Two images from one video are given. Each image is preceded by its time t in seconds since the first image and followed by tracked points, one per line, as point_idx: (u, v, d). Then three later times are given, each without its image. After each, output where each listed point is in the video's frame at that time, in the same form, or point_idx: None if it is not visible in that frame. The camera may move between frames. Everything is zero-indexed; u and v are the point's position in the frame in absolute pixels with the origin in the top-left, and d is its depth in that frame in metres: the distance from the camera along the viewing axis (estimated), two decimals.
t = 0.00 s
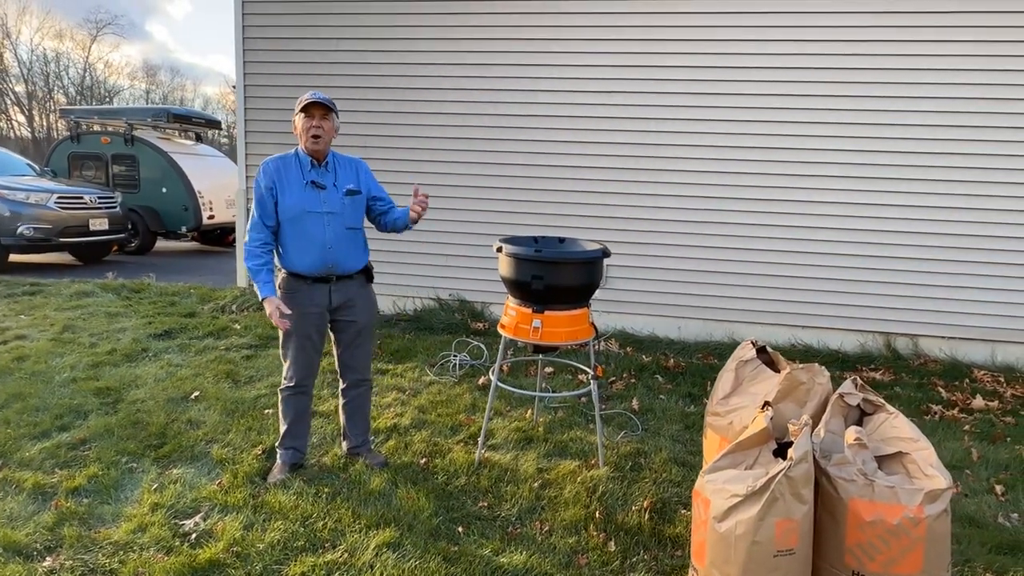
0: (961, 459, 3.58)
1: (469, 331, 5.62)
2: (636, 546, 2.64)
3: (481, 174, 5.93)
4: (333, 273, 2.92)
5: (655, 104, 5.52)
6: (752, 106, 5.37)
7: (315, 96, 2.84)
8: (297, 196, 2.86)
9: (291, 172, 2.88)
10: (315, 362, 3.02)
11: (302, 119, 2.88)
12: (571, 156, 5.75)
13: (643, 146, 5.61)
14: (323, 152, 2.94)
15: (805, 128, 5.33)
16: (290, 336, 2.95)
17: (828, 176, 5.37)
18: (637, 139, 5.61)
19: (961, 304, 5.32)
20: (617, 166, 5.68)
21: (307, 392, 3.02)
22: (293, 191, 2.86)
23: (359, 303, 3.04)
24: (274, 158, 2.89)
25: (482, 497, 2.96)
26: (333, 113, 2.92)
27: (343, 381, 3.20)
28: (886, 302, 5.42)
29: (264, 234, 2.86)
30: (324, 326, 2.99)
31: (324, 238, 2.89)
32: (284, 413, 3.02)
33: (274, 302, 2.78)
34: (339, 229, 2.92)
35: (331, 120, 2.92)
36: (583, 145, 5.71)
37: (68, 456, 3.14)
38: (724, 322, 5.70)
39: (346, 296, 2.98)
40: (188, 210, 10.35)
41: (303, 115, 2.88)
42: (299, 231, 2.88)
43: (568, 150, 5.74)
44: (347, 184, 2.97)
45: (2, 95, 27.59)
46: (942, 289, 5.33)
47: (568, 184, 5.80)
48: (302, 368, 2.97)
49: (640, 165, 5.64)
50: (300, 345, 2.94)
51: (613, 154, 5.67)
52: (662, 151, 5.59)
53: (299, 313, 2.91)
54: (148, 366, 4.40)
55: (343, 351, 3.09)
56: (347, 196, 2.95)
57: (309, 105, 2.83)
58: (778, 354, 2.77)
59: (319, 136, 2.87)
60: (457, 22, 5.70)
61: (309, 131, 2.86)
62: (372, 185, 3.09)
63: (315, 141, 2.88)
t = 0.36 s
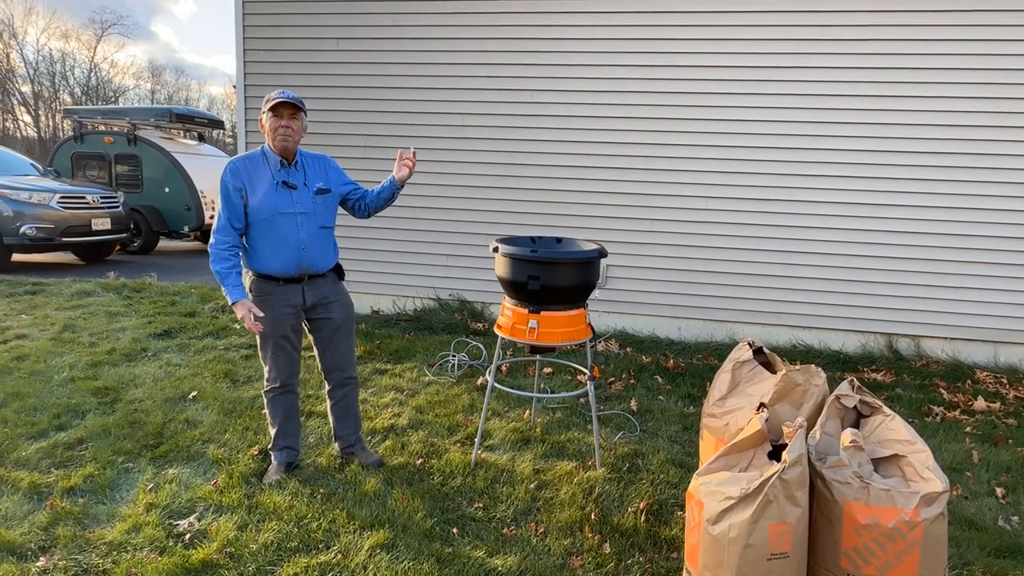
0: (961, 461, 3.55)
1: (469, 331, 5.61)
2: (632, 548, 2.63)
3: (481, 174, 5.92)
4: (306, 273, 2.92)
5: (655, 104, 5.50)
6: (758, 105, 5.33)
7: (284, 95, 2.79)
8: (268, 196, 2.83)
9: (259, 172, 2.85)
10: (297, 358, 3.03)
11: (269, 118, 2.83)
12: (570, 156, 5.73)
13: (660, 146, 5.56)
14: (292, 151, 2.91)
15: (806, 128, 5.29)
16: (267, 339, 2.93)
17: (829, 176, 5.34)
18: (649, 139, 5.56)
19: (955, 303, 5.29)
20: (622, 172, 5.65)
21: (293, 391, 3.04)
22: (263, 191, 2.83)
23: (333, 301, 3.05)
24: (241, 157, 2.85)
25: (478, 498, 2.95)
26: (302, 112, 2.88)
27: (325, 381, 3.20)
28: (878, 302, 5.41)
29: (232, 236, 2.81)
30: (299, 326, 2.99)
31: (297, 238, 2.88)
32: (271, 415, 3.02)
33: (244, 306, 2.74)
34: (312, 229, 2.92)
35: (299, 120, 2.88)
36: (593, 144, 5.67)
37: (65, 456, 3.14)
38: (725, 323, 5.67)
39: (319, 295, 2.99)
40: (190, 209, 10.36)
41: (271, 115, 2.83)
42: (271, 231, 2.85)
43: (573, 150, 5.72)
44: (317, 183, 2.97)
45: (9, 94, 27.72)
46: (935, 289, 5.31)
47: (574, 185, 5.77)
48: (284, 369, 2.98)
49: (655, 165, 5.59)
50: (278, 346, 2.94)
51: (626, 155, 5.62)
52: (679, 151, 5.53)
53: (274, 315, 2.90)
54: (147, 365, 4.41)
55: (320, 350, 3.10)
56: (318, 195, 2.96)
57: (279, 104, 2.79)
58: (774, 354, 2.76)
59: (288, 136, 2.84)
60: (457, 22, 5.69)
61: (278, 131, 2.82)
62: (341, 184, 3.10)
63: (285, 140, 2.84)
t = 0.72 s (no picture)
0: (964, 463, 3.53)
1: (470, 331, 5.59)
2: (631, 550, 2.61)
3: (482, 174, 5.90)
4: (299, 275, 2.91)
5: (657, 103, 5.47)
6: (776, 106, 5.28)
7: (273, 98, 2.77)
8: (257, 198, 2.82)
9: (248, 175, 2.83)
10: (291, 358, 3.02)
11: (258, 120, 2.81)
12: (571, 155, 5.72)
13: (680, 145, 5.50)
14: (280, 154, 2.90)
15: (809, 127, 5.27)
16: (260, 340, 2.91)
17: (833, 177, 5.31)
18: (671, 139, 5.51)
19: (951, 304, 5.28)
20: (633, 173, 5.61)
21: (289, 391, 3.03)
22: (253, 193, 2.82)
23: (325, 301, 3.04)
24: (230, 158, 2.83)
25: (477, 499, 2.93)
26: (292, 114, 2.86)
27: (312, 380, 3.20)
28: (873, 303, 5.40)
29: (222, 238, 2.79)
30: (293, 326, 2.98)
31: (288, 240, 2.87)
32: (267, 415, 3.01)
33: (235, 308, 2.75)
34: (302, 231, 2.91)
35: (289, 124, 2.87)
36: (608, 142, 5.62)
37: (64, 456, 3.13)
38: (726, 323, 5.65)
39: (312, 295, 2.98)
40: (192, 209, 10.36)
41: (259, 117, 2.81)
42: (261, 233, 2.84)
43: (590, 150, 5.67)
44: (307, 185, 2.96)
45: (13, 94, 27.78)
46: (932, 289, 5.29)
47: (586, 185, 5.74)
48: (279, 369, 2.97)
49: (674, 166, 5.54)
50: (271, 346, 2.93)
51: (645, 155, 5.57)
52: (700, 151, 5.48)
53: (267, 316, 2.88)
54: (147, 365, 4.40)
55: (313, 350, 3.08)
56: (308, 197, 2.94)
57: (267, 108, 2.77)
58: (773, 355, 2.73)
59: (277, 139, 2.83)
60: (458, 21, 5.68)
61: (267, 134, 2.81)
62: (330, 185, 3.09)
63: (274, 143, 2.83)
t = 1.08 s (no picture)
0: (974, 466, 3.48)
1: (472, 332, 5.56)
2: (638, 555, 2.57)
3: (484, 174, 5.86)
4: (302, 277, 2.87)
5: (661, 103, 5.44)
6: (790, 105, 5.22)
7: (282, 97, 2.72)
8: (262, 198, 2.78)
9: (255, 174, 2.79)
10: (294, 359, 2.97)
11: (267, 120, 2.77)
12: (575, 154, 5.68)
13: (706, 146, 5.42)
14: (289, 154, 2.84)
15: (814, 127, 5.22)
16: (262, 340, 2.88)
17: (840, 176, 5.26)
18: (698, 140, 5.43)
19: (945, 303, 5.25)
20: (648, 174, 5.55)
21: (292, 392, 2.99)
22: (257, 193, 2.78)
23: (330, 301, 2.99)
24: (237, 157, 2.79)
25: (481, 502, 2.89)
26: (302, 115, 2.80)
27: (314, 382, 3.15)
28: (868, 303, 5.37)
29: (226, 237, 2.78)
30: (296, 327, 2.94)
31: (291, 242, 2.82)
32: (269, 417, 2.97)
33: (234, 308, 2.72)
34: (306, 232, 2.86)
35: (298, 124, 2.80)
36: (626, 141, 5.56)
37: (62, 458, 3.10)
38: (730, 324, 5.61)
39: (316, 295, 2.93)
40: (192, 209, 10.32)
41: (268, 116, 2.77)
42: (265, 234, 2.80)
43: (611, 150, 5.60)
44: (313, 185, 2.90)
45: (14, 94, 27.75)
46: (927, 289, 5.26)
47: (602, 185, 5.67)
48: (281, 370, 2.92)
49: (700, 167, 5.46)
50: (274, 347, 2.89)
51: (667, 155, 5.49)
52: (725, 151, 5.40)
53: (267, 316, 2.84)
54: (147, 366, 4.36)
55: (316, 351, 3.03)
56: (314, 198, 2.89)
57: (275, 107, 2.72)
58: (783, 357, 2.69)
59: (285, 139, 2.78)
60: (461, 20, 5.64)
61: (274, 134, 2.76)
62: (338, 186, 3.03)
63: (281, 143, 2.78)
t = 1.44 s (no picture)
0: (983, 469, 3.45)
1: (475, 333, 5.52)
2: (647, 560, 2.54)
3: (487, 174, 5.82)
4: (314, 275, 2.83)
5: (665, 102, 5.40)
6: (803, 105, 5.17)
7: (294, 93, 2.70)
8: (274, 195, 2.75)
9: (269, 170, 2.77)
10: (303, 362, 2.94)
11: (280, 116, 2.75)
12: (578, 154, 5.64)
13: (714, 146, 5.37)
14: (304, 151, 2.82)
15: (820, 127, 5.18)
16: (272, 340, 2.84)
17: (846, 176, 5.22)
18: (706, 141, 5.37)
19: (937, 303, 5.22)
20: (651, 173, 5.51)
21: (299, 395, 2.95)
22: (271, 189, 2.75)
23: (341, 304, 2.95)
24: (251, 154, 2.78)
25: (486, 506, 2.86)
26: (314, 110, 2.78)
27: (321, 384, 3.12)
28: (861, 302, 5.34)
29: (238, 234, 2.75)
30: (307, 329, 2.90)
31: (303, 239, 2.79)
32: (275, 419, 2.93)
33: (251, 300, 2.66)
34: (319, 229, 2.82)
35: (312, 119, 2.78)
36: (637, 142, 5.50)
37: (62, 461, 3.06)
38: (735, 325, 5.57)
39: (328, 298, 2.90)
40: (193, 208, 10.28)
41: (282, 112, 2.74)
42: (277, 231, 2.77)
43: (620, 151, 5.54)
44: (327, 183, 2.86)
45: (14, 94, 27.72)
46: (921, 289, 5.23)
47: (601, 186, 5.63)
48: (289, 372, 2.89)
49: (706, 168, 5.41)
50: (284, 348, 2.85)
51: (671, 155, 5.45)
52: (730, 151, 5.35)
53: (280, 317, 2.81)
54: (147, 367, 4.33)
55: (325, 354, 3.00)
56: (327, 195, 2.85)
57: (288, 103, 2.69)
58: (793, 359, 2.66)
59: (299, 135, 2.76)
60: (464, 19, 5.60)
61: (289, 130, 2.74)
62: (353, 184, 2.98)
63: (296, 139, 2.76)
